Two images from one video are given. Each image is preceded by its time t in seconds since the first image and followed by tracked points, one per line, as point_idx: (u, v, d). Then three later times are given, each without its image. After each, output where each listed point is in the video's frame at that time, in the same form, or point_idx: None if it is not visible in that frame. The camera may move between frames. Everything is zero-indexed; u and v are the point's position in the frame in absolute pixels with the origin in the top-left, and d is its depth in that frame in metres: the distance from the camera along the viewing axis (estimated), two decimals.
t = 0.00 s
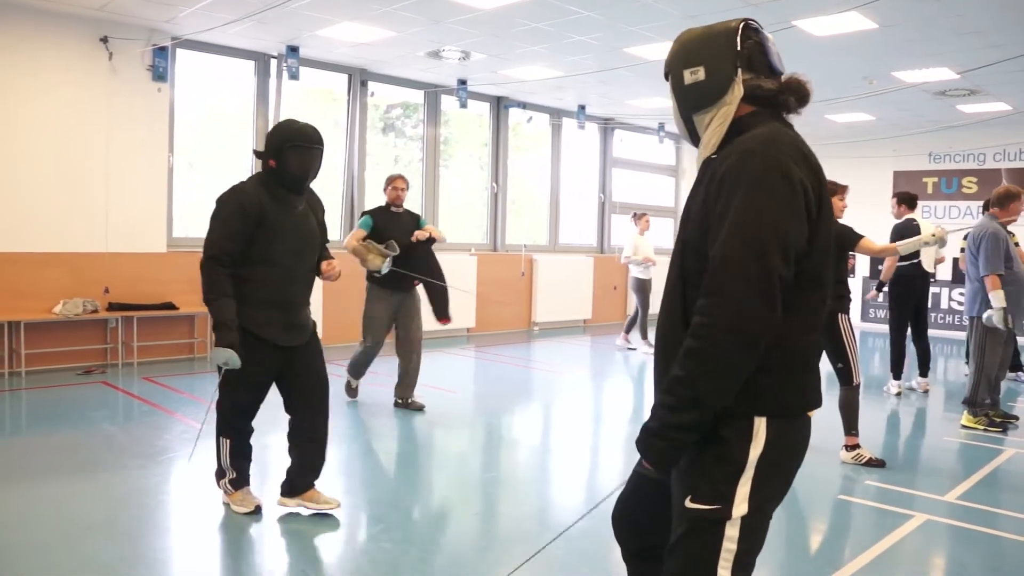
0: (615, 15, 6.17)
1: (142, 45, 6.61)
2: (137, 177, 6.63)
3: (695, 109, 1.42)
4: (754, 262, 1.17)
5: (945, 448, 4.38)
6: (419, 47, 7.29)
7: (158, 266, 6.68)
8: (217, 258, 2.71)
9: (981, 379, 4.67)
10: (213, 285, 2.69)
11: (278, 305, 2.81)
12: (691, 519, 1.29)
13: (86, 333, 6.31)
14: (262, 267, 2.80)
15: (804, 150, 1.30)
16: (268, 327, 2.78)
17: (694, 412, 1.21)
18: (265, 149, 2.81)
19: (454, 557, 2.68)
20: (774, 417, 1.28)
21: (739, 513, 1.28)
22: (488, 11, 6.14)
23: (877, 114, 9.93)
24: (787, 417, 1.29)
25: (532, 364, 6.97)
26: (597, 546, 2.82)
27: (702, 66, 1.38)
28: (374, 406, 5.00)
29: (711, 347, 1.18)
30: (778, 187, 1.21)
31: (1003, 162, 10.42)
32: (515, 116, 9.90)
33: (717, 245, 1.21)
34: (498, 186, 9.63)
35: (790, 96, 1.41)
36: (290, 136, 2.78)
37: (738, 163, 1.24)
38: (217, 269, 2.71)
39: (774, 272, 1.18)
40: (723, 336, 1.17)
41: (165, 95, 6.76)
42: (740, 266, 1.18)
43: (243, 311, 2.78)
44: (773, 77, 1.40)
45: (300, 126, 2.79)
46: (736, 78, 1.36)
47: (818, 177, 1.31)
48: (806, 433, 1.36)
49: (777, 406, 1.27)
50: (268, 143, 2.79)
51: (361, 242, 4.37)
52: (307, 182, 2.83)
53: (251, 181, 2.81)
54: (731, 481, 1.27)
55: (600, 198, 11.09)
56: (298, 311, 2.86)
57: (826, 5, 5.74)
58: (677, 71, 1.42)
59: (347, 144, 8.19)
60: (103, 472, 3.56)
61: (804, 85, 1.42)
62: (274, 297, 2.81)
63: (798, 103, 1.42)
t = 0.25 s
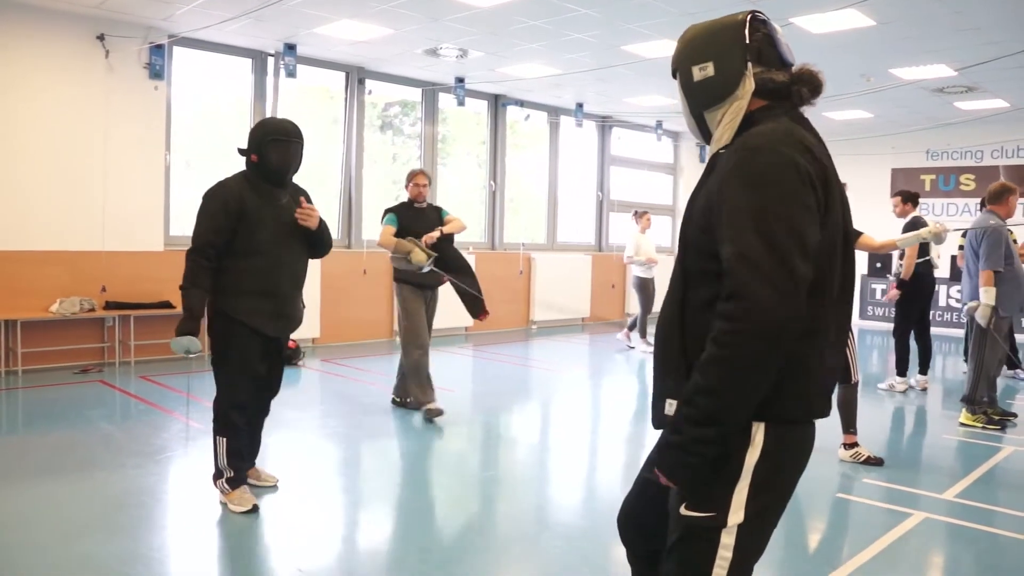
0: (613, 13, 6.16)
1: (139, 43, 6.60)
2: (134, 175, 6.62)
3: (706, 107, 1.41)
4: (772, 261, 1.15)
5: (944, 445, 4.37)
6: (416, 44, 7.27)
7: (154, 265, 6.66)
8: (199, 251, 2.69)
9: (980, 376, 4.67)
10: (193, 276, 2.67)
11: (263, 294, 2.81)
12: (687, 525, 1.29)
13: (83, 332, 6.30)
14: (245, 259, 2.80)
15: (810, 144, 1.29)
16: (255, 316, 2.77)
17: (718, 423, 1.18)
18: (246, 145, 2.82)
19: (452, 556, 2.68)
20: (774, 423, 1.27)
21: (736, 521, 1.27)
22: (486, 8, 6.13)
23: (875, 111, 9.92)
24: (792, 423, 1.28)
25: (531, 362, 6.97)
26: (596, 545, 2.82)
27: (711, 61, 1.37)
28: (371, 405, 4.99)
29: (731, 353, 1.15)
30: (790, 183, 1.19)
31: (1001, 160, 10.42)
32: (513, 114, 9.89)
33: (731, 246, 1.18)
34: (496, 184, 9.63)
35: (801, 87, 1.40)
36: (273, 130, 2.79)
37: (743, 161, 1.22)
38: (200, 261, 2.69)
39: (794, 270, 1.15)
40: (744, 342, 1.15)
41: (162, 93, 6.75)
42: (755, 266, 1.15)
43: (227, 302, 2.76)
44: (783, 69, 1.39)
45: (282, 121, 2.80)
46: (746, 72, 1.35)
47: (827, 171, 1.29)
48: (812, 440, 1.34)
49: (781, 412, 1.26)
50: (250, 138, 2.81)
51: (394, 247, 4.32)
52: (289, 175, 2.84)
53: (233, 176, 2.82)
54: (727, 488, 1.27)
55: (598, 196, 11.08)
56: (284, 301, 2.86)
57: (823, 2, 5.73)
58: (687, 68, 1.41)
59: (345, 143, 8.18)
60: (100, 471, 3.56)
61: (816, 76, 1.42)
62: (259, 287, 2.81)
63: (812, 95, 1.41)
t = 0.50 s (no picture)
0: (620, 15, 6.15)
1: (146, 42, 6.62)
2: (141, 175, 6.63)
3: (719, 115, 1.41)
4: (742, 273, 1.17)
5: (949, 451, 4.37)
6: (422, 45, 7.28)
7: (160, 264, 6.67)
8: (205, 251, 2.72)
9: (987, 382, 4.65)
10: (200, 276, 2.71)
11: (267, 293, 2.81)
12: (688, 529, 1.30)
13: (88, 330, 6.32)
14: (249, 259, 2.80)
15: (809, 158, 1.28)
16: (257, 314, 2.78)
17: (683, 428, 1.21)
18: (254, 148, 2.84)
19: (457, 558, 2.68)
20: (773, 432, 1.27)
21: (734, 527, 1.28)
22: (492, 10, 6.13)
23: (881, 115, 9.91)
24: (787, 433, 1.28)
25: (535, 364, 6.97)
26: (600, 547, 2.82)
27: (723, 71, 1.38)
28: (375, 406, 4.99)
29: (702, 362, 1.18)
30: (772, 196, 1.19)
31: (1008, 164, 10.39)
32: (519, 115, 9.89)
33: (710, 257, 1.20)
34: (502, 185, 9.63)
35: (812, 99, 1.41)
36: (279, 134, 2.80)
37: (733, 174, 1.24)
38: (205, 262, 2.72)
39: (764, 284, 1.17)
40: (714, 353, 1.17)
41: (169, 93, 6.76)
42: (731, 279, 1.17)
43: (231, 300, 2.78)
44: (796, 81, 1.40)
45: (289, 126, 2.81)
46: (758, 82, 1.36)
47: (823, 185, 1.28)
48: (811, 448, 1.34)
49: (773, 421, 1.26)
50: (258, 141, 2.82)
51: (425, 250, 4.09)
52: (297, 178, 2.85)
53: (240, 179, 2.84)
54: (729, 494, 1.27)
55: (604, 198, 11.08)
56: (289, 300, 2.86)
57: (830, 5, 5.72)
58: (700, 77, 1.42)
59: (351, 144, 8.19)
60: (104, 469, 3.56)
61: (828, 87, 1.42)
62: (264, 287, 2.81)
63: (823, 106, 1.42)
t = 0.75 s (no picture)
0: (630, 17, 6.15)
1: (159, 47, 6.65)
2: (154, 179, 6.67)
3: (717, 122, 1.42)
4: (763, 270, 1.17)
5: (964, 452, 4.34)
6: (433, 48, 7.29)
7: (173, 268, 6.70)
8: (219, 254, 2.73)
9: (1002, 383, 4.62)
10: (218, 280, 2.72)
11: (285, 290, 2.83)
12: (699, 525, 1.30)
13: (103, 334, 6.35)
14: (264, 261, 2.82)
15: (821, 160, 1.29)
16: (271, 312, 2.79)
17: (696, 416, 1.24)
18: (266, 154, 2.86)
19: (471, 561, 2.68)
20: (787, 427, 1.28)
21: (751, 522, 1.27)
22: (503, 13, 6.13)
23: (894, 115, 9.87)
24: (798, 429, 1.29)
25: (548, 367, 6.96)
26: (614, 550, 2.81)
27: (722, 78, 1.39)
28: (388, 409, 5.00)
29: (718, 355, 1.19)
30: (790, 195, 1.20)
31: (1022, 164, 10.33)
32: (530, 117, 9.89)
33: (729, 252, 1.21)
34: (513, 188, 9.63)
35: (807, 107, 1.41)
36: (292, 139, 2.83)
37: (752, 172, 1.24)
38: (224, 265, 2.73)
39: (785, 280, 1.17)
40: (732, 347, 1.18)
41: (182, 98, 6.79)
42: (751, 276, 1.17)
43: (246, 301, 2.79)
44: (792, 89, 1.40)
45: (299, 132, 2.85)
46: (756, 89, 1.36)
47: (833, 188, 1.30)
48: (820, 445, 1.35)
49: (786, 415, 1.27)
50: (270, 147, 2.84)
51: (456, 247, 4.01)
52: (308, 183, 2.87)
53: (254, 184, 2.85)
54: (744, 490, 1.27)
55: (615, 200, 11.06)
56: (303, 298, 2.87)
57: (842, 5, 5.71)
58: (698, 84, 1.43)
59: (363, 147, 8.20)
60: (120, 472, 3.58)
61: (823, 95, 1.44)
62: (280, 288, 2.82)
63: (818, 113, 1.44)
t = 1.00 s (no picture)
0: (641, 23, 6.16)
1: (172, 54, 6.68)
2: (167, 185, 6.70)
3: (718, 131, 1.43)
4: (782, 271, 1.17)
5: (977, 460, 4.31)
6: (445, 55, 7.31)
7: (185, 273, 6.72)
8: (235, 263, 2.74)
9: (1015, 391, 4.60)
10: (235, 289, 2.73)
11: (299, 302, 2.82)
12: (716, 530, 1.29)
13: (115, 339, 6.37)
14: (279, 270, 2.82)
15: (820, 161, 1.31)
16: (289, 325, 2.79)
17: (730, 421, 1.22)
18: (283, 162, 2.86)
19: (482, 567, 2.67)
20: (801, 429, 1.28)
21: (765, 526, 1.27)
22: (514, 19, 6.15)
23: (906, 121, 9.84)
24: (811, 429, 1.29)
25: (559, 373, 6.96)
26: (625, 556, 2.81)
27: (723, 87, 1.39)
28: (399, 414, 5.01)
29: (744, 359, 1.18)
30: (800, 196, 1.21)
31: None
32: (541, 124, 9.90)
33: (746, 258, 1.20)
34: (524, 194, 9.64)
35: (809, 118, 1.41)
36: (309, 148, 2.83)
37: (757, 176, 1.24)
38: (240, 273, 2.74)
39: (803, 278, 1.17)
40: (758, 349, 1.17)
41: (194, 104, 6.82)
42: (769, 277, 1.17)
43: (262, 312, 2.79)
44: (792, 101, 1.40)
45: (318, 141, 2.84)
46: (755, 100, 1.37)
47: (836, 187, 1.31)
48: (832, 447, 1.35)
49: (802, 415, 1.27)
50: (287, 155, 2.85)
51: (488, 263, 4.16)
52: (324, 191, 2.87)
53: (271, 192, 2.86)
54: (759, 495, 1.27)
55: (626, 206, 11.06)
56: (319, 309, 2.86)
57: (853, 12, 5.70)
58: (700, 94, 1.44)
59: (374, 153, 8.22)
60: (131, 476, 3.59)
61: (824, 108, 1.42)
62: (295, 297, 2.82)
63: (818, 124, 1.42)
